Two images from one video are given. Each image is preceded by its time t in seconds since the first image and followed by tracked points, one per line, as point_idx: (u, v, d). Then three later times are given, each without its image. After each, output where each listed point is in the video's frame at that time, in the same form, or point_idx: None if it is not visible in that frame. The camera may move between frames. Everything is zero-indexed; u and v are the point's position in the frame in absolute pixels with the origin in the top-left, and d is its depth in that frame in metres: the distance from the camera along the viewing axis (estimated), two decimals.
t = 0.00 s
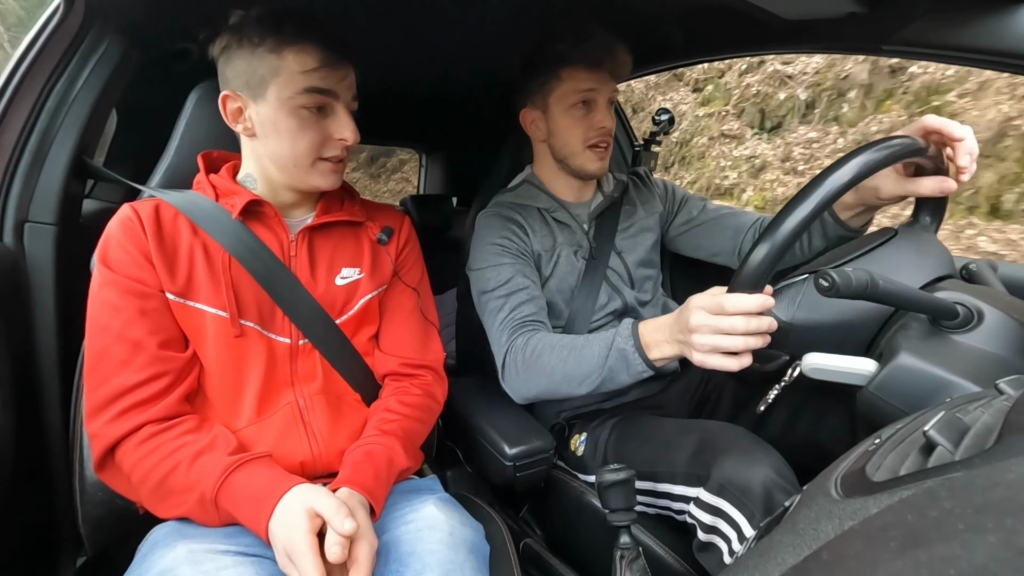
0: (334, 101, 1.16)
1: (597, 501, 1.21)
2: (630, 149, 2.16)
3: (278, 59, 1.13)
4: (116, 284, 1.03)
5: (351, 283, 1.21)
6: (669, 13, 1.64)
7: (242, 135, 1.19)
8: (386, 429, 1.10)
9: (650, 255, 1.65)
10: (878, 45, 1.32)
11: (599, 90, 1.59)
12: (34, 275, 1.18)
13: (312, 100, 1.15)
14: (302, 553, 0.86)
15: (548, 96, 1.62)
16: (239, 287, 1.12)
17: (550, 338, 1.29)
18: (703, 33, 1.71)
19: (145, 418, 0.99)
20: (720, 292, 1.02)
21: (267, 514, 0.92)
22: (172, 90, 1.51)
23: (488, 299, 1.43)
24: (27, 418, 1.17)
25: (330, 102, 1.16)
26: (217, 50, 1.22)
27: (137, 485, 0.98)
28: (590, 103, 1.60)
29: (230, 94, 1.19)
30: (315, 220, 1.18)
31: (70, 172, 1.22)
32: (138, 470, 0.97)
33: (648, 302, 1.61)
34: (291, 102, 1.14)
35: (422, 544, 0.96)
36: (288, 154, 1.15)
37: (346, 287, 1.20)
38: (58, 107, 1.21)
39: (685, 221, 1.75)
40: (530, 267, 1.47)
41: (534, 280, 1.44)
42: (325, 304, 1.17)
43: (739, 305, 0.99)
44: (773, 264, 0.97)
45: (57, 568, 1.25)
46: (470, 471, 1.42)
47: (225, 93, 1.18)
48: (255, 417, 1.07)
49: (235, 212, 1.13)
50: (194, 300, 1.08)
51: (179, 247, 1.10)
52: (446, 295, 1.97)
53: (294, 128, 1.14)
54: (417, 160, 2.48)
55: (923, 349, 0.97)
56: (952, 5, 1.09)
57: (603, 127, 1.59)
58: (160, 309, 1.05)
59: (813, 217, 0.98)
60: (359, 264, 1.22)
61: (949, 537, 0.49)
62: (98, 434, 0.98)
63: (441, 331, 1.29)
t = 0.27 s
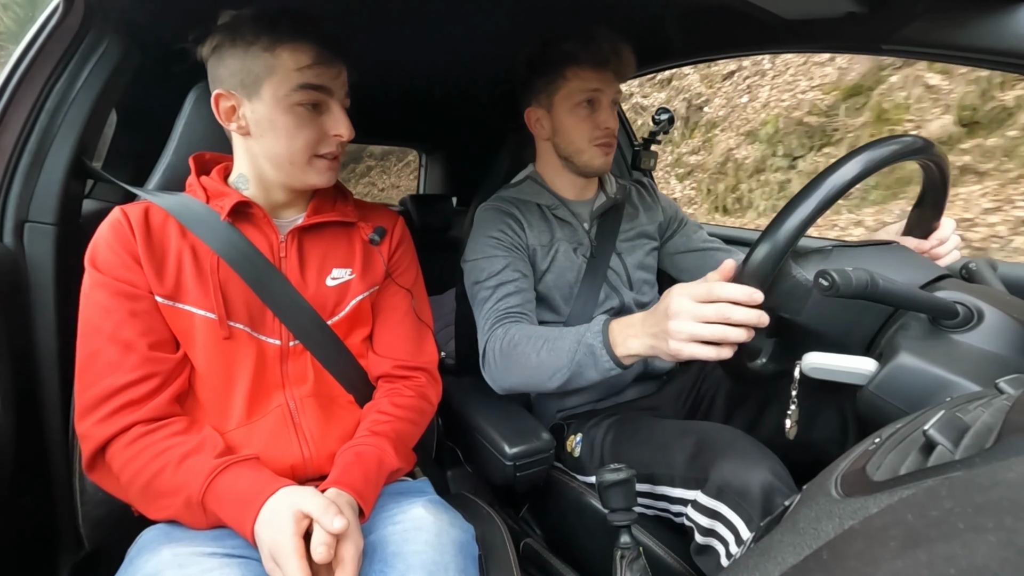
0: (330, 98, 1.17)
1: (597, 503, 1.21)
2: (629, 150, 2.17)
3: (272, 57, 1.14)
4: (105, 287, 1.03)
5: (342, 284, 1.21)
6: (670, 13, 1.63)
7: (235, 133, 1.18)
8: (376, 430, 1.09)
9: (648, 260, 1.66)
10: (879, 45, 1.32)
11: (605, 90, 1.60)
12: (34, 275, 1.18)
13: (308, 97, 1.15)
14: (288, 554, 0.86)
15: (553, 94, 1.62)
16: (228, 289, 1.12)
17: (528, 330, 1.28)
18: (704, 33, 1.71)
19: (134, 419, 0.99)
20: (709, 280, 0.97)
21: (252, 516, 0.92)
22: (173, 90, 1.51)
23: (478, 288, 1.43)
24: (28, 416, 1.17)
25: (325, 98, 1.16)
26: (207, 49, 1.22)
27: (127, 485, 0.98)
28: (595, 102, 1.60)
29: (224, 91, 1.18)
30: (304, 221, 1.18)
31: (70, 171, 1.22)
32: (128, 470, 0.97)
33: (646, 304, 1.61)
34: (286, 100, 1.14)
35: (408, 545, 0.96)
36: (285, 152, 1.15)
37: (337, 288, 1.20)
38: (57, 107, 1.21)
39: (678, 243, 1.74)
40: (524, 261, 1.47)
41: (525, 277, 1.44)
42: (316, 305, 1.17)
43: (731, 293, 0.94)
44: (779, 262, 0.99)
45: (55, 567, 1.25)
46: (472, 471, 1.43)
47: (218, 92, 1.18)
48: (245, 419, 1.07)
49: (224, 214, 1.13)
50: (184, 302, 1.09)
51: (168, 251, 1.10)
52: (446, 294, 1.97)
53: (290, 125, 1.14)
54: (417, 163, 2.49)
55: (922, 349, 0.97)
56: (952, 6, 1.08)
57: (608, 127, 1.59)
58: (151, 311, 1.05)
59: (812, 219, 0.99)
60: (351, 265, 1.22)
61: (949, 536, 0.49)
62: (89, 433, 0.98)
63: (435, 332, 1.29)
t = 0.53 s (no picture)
0: (301, 90, 1.16)
1: (595, 506, 1.21)
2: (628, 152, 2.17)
3: (241, 53, 1.13)
4: (95, 290, 1.03)
5: (333, 284, 1.20)
6: (670, 13, 1.63)
7: (214, 133, 1.19)
8: (368, 431, 1.09)
9: (644, 261, 1.66)
10: (878, 45, 1.32)
11: (603, 93, 1.59)
12: (34, 275, 1.19)
13: (277, 91, 1.14)
14: (278, 563, 0.85)
15: (553, 95, 1.61)
16: (217, 291, 1.12)
17: (504, 347, 1.30)
18: (704, 34, 1.71)
19: (124, 421, 0.98)
20: (682, 368, 1.01)
21: (241, 519, 0.91)
22: (173, 91, 1.51)
23: (463, 294, 1.45)
24: (28, 416, 1.17)
25: (296, 90, 1.16)
26: (189, 46, 1.20)
27: (118, 486, 0.98)
28: (594, 104, 1.59)
29: (201, 92, 1.18)
30: (293, 221, 1.18)
31: (70, 172, 1.22)
32: (119, 471, 0.97)
33: (642, 304, 1.60)
34: (257, 94, 1.13)
35: (397, 547, 0.95)
36: (261, 150, 1.14)
37: (328, 288, 1.20)
38: (57, 108, 1.21)
39: (671, 250, 1.73)
40: (510, 267, 1.47)
41: (510, 282, 1.44)
42: (306, 305, 1.17)
43: (690, 391, 0.98)
44: (780, 262, 1.01)
45: (55, 566, 1.25)
46: (471, 471, 1.44)
47: (195, 92, 1.18)
48: (235, 420, 1.07)
49: (212, 215, 1.14)
50: (174, 304, 1.09)
51: (158, 255, 1.10)
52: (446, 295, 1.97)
53: (263, 122, 1.14)
54: (415, 160, 2.46)
55: (922, 349, 0.97)
56: (951, 6, 1.08)
57: (605, 129, 1.60)
58: (141, 314, 1.06)
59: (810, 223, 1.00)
60: (342, 265, 1.22)
61: (950, 536, 0.49)
62: (80, 435, 0.98)
63: (428, 332, 1.29)
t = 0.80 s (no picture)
0: (300, 89, 1.16)
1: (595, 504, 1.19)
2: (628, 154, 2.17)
3: (240, 52, 1.13)
4: (93, 290, 1.03)
5: (332, 285, 1.20)
6: (671, 13, 1.63)
7: (213, 132, 1.19)
8: (366, 431, 1.09)
9: (644, 262, 1.66)
10: (878, 44, 1.32)
11: (608, 94, 1.59)
12: (34, 274, 1.19)
13: (277, 90, 1.14)
14: (275, 563, 0.85)
15: (556, 96, 1.61)
16: (215, 291, 1.12)
17: (492, 360, 1.27)
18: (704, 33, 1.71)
19: (122, 421, 0.98)
20: (651, 470, 0.98)
21: (238, 521, 0.90)
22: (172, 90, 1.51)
23: (458, 291, 1.44)
24: (27, 414, 1.17)
25: (295, 90, 1.15)
26: (189, 43, 1.20)
27: (115, 486, 0.98)
28: (597, 105, 1.59)
29: (199, 90, 1.18)
30: (292, 222, 1.18)
31: (69, 172, 1.22)
32: (116, 472, 0.97)
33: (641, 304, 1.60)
34: (256, 93, 1.13)
35: (396, 547, 0.95)
36: (259, 150, 1.14)
37: (326, 288, 1.20)
38: (57, 108, 1.21)
39: (669, 254, 1.72)
40: (506, 266, 1.47)
41: (505, 282, 1.44)
42: (305, 305, 1.17)
43: (649, 493, 0.95)
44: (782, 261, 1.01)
45: (54, 565, 1.24)
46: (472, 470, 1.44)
47: (194, 91, 1.18)
48: (233, 421, 1.07)
49: (212, 215, 1.14)
50: (173, 304, 1.09)
51: (156, 255, 1.11)
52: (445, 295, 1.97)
53: (262, 121, 1.14)
54: (417, 159, 2.45)
55: (923, 349, 0.97)
56: (951, 6, 1.08)
57: (608, 130, 1.59)
58: (140, 314, 1.06)
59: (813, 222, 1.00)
60: (340, 266, 1.22)
61: (951, 536, 0.49)
62: (78, 434, 0.99)
63: (426, 334, 1.29)
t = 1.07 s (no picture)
0: (291, 89, 1.16)
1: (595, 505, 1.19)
2: (629, 152, 2.17)
3: (230, 53, 1.13)
4: (90, 291, 1.03)
5: (328, 285, 1.20)
6: (670, 13, 1.63)
7: (207, 133, 1.19)
8: (361, 431, 1.09)
9: (642, 262, 1.66)
10: (877, 45, 1.32)
11: (607, 95, 1.59)
12: (35, 275, 1.19)
13: (266, 90, 1.14)
14: (270, 564, 0.85)
15: (557, 96, 1.61)
16: (212, 291, 1.12)
17: (491, 360, 1.27)
18: (703, 34, 1.71)
19: (117, 422, 0.98)
20: (648, 466, 0.99)
21: (233, 522, 0.90)
22: (173, 90, 1.51)
23: (453, 288, 1.44)
24: (27, 414, 1.17)
25: (286, 90, 1.15)
26: (184, 42, 1.19)
27: (110, 487, 0.98)
28: (597, 106, 1.59)
29: (193, 92, 1.18)
30: (288, 223, 1.18)
31: (70, 172, 1.22)
32: (111, 473, 0.97)
33: (639, 304, 1.60)
34: (247, 94, 1.13)
35: (393, 547, 0.95)
36: (251, 151, 1.14)
37: (323, 289, 1.20)
38: (57, 108, 1.21)
39: (667, 256, 1.72)
40: (502, 264, 1.47)
41: (500, 280, 1.44)
42: (301, 306, 1.17)
43: (645, 486, 0.96)
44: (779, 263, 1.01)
45: (55, 566, 1.24)
46: (469, 470, 1.44)
47: (186, 91, 1.18)
48: (228, 422, 1.07)
49: (207, 216, 1.14)
50: (169, 305, 1.08)
51: (152, 256, 1.11)
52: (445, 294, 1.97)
53: (253, 122, 1.13)
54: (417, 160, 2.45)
55: (922, 349, 0.97)
56: (951, 6, 1.08)
57: (609, 130, 1.60)
58: (136, 315, 1.06)
59: (809, 224, 1.00)
60: (337, 266, 1.22)
61: (951, 536, 0.49)
62: (74, 436, 0.98)
63: (424, 335, 1.28)
